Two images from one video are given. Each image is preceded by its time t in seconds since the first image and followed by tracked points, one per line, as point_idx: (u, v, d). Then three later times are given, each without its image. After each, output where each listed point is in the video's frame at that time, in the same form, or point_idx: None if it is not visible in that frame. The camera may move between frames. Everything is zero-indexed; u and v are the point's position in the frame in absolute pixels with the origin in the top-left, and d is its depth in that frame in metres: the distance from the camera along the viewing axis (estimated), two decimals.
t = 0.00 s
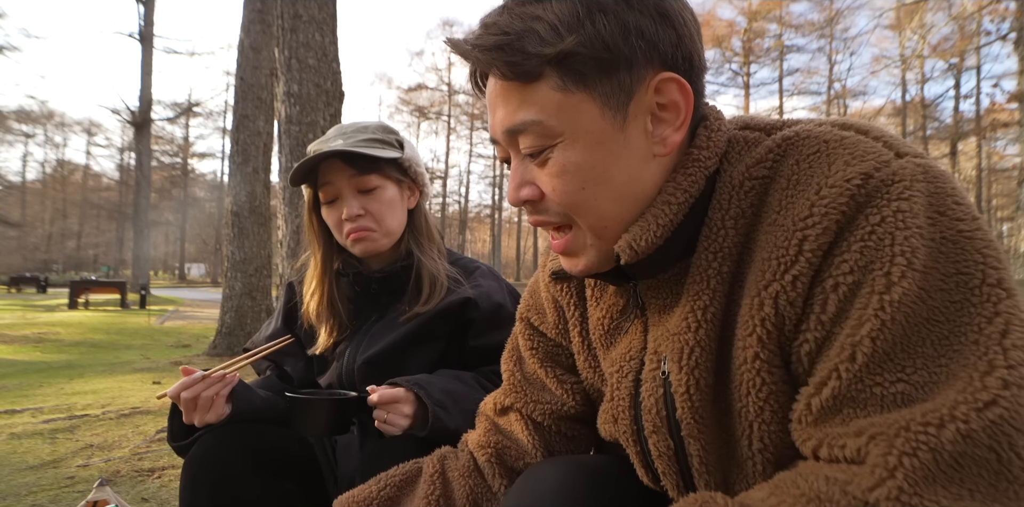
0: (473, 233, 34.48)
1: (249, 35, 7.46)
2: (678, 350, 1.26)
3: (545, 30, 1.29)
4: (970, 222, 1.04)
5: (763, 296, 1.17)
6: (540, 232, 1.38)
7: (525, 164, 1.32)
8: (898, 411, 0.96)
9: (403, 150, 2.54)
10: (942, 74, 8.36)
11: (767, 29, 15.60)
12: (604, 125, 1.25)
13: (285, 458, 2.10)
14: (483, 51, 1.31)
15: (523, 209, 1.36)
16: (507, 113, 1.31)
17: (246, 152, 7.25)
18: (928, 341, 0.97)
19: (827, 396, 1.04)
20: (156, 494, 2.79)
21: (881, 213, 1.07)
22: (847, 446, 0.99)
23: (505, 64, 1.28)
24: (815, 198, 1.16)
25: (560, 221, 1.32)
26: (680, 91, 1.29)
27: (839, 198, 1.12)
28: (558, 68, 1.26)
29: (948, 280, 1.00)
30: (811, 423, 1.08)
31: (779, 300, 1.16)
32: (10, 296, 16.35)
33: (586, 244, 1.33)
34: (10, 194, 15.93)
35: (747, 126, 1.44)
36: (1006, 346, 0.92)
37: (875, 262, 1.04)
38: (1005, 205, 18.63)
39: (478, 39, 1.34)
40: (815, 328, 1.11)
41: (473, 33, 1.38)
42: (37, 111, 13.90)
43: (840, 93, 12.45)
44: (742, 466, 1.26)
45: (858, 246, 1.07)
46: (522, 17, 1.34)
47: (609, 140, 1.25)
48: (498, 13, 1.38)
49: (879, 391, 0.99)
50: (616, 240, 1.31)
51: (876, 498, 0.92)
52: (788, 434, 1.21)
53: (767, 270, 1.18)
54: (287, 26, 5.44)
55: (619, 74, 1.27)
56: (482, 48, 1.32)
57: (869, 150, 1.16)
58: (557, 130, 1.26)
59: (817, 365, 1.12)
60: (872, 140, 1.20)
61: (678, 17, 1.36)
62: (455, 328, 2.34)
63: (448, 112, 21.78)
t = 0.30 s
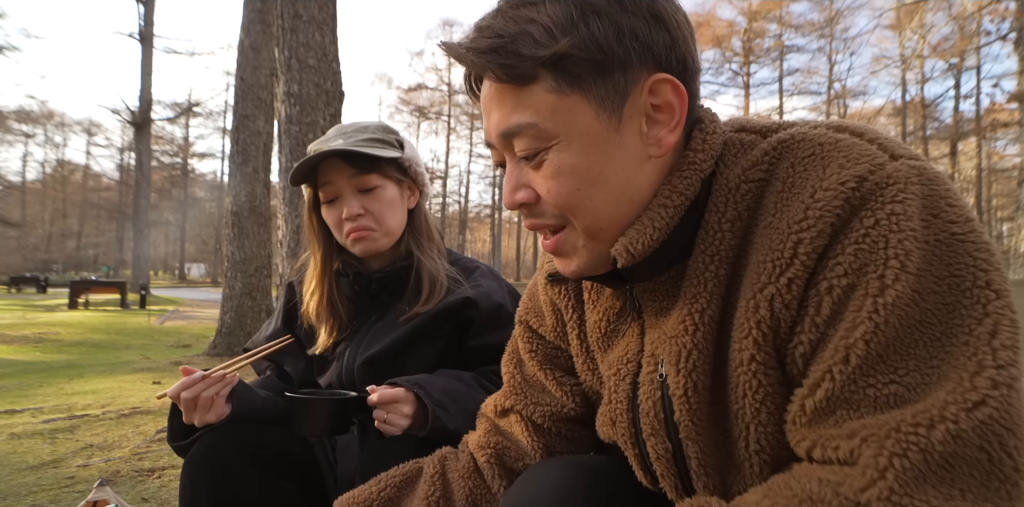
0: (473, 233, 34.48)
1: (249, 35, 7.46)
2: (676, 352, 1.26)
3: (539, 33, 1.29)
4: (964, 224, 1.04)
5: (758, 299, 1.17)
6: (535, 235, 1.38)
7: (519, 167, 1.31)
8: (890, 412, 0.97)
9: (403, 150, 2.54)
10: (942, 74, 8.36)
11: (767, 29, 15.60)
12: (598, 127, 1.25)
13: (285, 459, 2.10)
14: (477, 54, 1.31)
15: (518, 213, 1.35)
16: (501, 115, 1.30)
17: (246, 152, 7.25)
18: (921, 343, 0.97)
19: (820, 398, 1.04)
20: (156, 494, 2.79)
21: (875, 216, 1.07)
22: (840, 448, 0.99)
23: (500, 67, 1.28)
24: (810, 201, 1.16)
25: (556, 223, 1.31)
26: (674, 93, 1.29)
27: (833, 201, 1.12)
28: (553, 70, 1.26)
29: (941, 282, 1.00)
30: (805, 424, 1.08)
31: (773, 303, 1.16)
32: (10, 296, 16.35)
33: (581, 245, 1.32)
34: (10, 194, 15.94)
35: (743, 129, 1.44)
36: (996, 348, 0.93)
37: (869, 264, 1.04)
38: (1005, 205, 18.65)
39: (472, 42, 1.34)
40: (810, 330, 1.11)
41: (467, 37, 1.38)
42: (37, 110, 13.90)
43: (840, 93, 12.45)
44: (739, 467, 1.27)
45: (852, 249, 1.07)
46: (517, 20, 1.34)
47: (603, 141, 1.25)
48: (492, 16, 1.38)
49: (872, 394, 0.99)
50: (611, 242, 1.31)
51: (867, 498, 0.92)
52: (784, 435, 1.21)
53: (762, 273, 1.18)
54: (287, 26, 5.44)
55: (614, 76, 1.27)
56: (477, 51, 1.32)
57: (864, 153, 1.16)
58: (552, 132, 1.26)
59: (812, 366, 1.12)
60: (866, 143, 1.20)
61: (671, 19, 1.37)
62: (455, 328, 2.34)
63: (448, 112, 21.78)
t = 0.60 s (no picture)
0: (473, 233, 34.47)
1: (249, 35, 7.46)
2: (675, 353, 1.26)
3: (534, 40, 1.28)
4: (964, 226, 1.04)
5: (758, 300, 1.17)
6: (536, 240, 1.38)
7: (519, 173, 1.31)
8: (889, 414, 0.97)
9: (403, 150, 2.54)
10: (941, 75, 8.36)
11: (767, 29, 15.60)
12: (596, 132, 1.25)
13: (285, 459, 2.10)
14: (472, 63, 1.31)
15: (519, 218, 1.35)
16: (499, 122, 1.30)
17: (246, 152, 7.25)
18: (920, 345, 0.97)
19: (819, 399, 1.04)
20: (156, 494, 2.79)
21: (876, 218, 1.07)
22: (839, 449, 0.99)
23: (495, 76, 1.27)
24: (810, 203, 1.16)
25: (557, 227, 1.31)
26: (671, 93, 1.29)
27: (834, 203, 1.12)
28: (549, 77, 1.26)
29: (941, 284, 1.00)
30: (804, 425, 1.08)
31: (773, 304, 1.16)
32: (10, 296, 16.35)
33: (582, 248, 1.32)
34: (10, 194, 15.94)
35: (743, 130, 1.44)
36: (995, 350, 0.92)
37: (869, 266, 1.04)
38: (1005, 205, 18.66)
39: (467, 51, 1.33)
40: (809, 331, 1.11)
41: (461, 46, 1.37)
42: (37, 110, 13.89)
43: (840, 93, 12.46)
44: (740, 468, 1.27)
45: (852, 251, 1.07)
46: (511, 27, 1.33)
47: (602, 145, 1.25)
48: (485, 24, 1.37)
49: (871, 396, 0.99)
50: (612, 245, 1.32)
51: (865, 499, 0.92)
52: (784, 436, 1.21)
53: (762, 274, 1.18)
54: (287, 26, 5.44)
55: (610, 80, 1.27)
56: (472, 59, 1.31)
57: (864, 154, 1.16)
58: (551, 138, 1.26)
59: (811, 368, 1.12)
60: (866, 145, 1.20)
61: (665, 20, 1.36)
62: (455, 328, 2.34)
63: (448, 112, 21.78)
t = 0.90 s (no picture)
0: (473, 233, 34.47)
1: (249, 35, 7.46)
2: (672, 354, 1.27)
3: (538, 43, 1.28)
4: (965, 229, 1.04)
5: (756, 303, 1.17)
6: (539, 245, 1.37)
7: (523, 179, 1.31)
8: (887, 418, 0.97)
9: (403, 149, 2.54)
10: (942, 75, 8.35)
11: (767, 29, 15.59)
12: (603, 135, 1.25)
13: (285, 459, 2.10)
14: (475, 67, 1.30)
15: (523, 223, 1.35)
16: (501, 127, 1.29)
17: (246, 152, 7.25)
18: (919, 349, 0.97)
19: (818, 402, 1.04)
20: (156, 494, 2.79)
21: (876, 221, 1.07)
22: (837, 452, 1.00)
23: (499, 79, 1.26)
24: (809, 205, 1.16)
25: (563, 233, 1.31)
26: (676, 95, 1.30)
27: (834, 206, 1.12)
28: (554, 81, 1.25)
29: (941, 288, 1.00)
30: (802, 428, 1.08)
31: (772, 307, 1.16)
32: (10, 296, 16.34)
33: (588, 253, 1.33)
34: (9, 194, 15.93)
35: (745, 131, 1.43)
36: (993, 354, 0.92)
37: (868, 270, 1.04)
38: (1005, 205, 18.65)
39: (468, 54, 1.33)
40: (808, 335, 1.11)
41: (462, 48, 1.36)
42: (37, 111, 13.89)
43: (840, 93, 12.46)
44: (737, 470, 1.27)
45: (852, 254, 1.07)
46: (513, 30, 1.32)
47: (609, 149, 1.25)
48: (486, 27, 1.36)
49: (869, 399, 0.99)
50: (618, 249, 1.32)
51: (861, 502, 0.93)
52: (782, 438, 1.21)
53: (761, 277, 1.18)
54: (287, 26, 5.44)
55: (616, 83, 1.26)
56: (472, 63, 1.30)
57: (864, 157, 1.16)
58: (556, 143, 1.25)
59: (810, 371, 1.12)
60: (868, 147, 1.20)
61: (669, 21, 1.36)
62: (455, 328, 2.34)
63: (448, 112, 21.78)
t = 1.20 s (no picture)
0: (473, 233, 34.47)
1: (249, 35, 7.46)
2: (672, 353, 1.27)
3: (541, 47, 1.28)
4: (973, 233, 1.04)
5: (761, 305, 1.18)
6: (542, 247, 1.38)
7: (526, 182, 1.31)
8: (893, 420, 0.97)
9: (403, 150, 2.54)
10: (942, 74, 8.35)
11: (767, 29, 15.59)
12: (607, 140, 1.25)
13: (283, 458, 2.11)
14: (479, 72, 1.30)
15: (526, 226, 1.35)
16: (505, 131, 1.29)
17: (246, 152, 7.25)
18: (926, 353, 0.97)
19: (824, 405, 1.04)
20: (156, 494, 2.79)
21: (882, 224, 1.07)
22: (843, 452, 1.00)
23: (502, 84, 1.26)
24: (815, 208, 1.16)
25: (566, 235, 1.31)
26: (680, 99, 1.30)
27: (839, 209, 1.12)
28: (558, 86, 1.25)
29: (948, 292, 0.99)
30: (808, 430, 1.08)
31: (776, 309, 1.16)
32: (10, 296, 16.33)
33: (591, 255, 1.33)
34: (9, 194, 15.93)
35: (749, 132, 1.44)
36: (1001, 359, 0.92)
37: (874, 274, 1.04)
38: (1005, 205, 18.62)
39: (471, 58, 1.33)
40: (813, 337, 1.11)
41: (464, 52, 1.37)
42: (37, 110, 13.88)
43: (840, 93, 12.45)
44: (737, 470, 1.26)
45: (858, 257, 1.07)
46: (517, 33, 1.32)
47: (613, 153, 1.25)
48: (488, 30, 1.36)
49: (875, 402, 0.99)
50: (621, 252, 1.32)
51: (869, 501, 0.93)
52: (786, 439, 1.21)
53: (766, 279, 1.18)
54: (287, 26, 5.44)
55: (620, 88, 1.26)
56: (475, 68, 1.30)
57: (871, 160, 1.16)
58: (560, 147, 1.25)
59: (814, 373, 1.12)
60: (874, 150, 1.20)
61: (673, 23, 1.36)
62: (455, 328, 2.34)
63: (448, 112, 21.77)
